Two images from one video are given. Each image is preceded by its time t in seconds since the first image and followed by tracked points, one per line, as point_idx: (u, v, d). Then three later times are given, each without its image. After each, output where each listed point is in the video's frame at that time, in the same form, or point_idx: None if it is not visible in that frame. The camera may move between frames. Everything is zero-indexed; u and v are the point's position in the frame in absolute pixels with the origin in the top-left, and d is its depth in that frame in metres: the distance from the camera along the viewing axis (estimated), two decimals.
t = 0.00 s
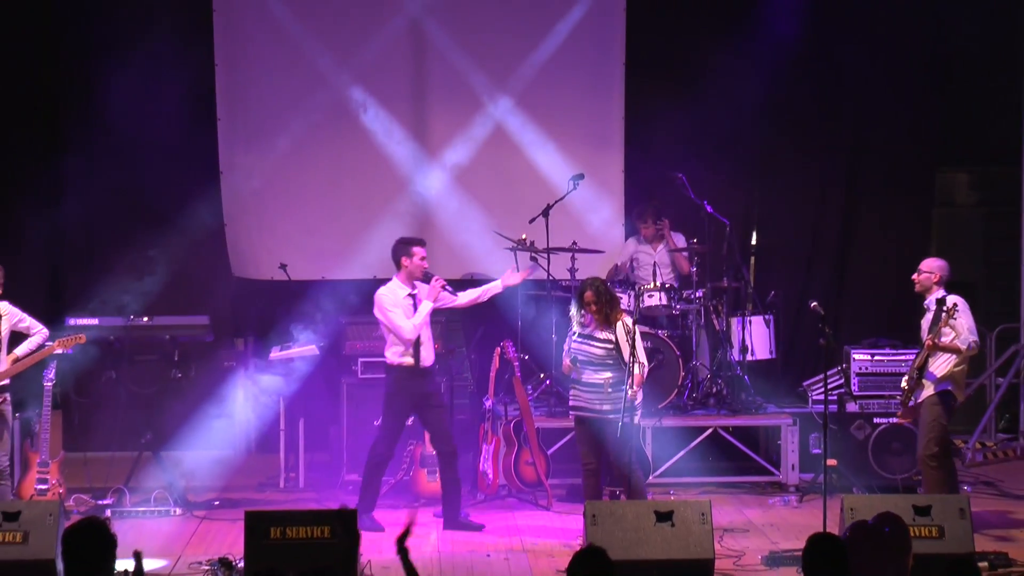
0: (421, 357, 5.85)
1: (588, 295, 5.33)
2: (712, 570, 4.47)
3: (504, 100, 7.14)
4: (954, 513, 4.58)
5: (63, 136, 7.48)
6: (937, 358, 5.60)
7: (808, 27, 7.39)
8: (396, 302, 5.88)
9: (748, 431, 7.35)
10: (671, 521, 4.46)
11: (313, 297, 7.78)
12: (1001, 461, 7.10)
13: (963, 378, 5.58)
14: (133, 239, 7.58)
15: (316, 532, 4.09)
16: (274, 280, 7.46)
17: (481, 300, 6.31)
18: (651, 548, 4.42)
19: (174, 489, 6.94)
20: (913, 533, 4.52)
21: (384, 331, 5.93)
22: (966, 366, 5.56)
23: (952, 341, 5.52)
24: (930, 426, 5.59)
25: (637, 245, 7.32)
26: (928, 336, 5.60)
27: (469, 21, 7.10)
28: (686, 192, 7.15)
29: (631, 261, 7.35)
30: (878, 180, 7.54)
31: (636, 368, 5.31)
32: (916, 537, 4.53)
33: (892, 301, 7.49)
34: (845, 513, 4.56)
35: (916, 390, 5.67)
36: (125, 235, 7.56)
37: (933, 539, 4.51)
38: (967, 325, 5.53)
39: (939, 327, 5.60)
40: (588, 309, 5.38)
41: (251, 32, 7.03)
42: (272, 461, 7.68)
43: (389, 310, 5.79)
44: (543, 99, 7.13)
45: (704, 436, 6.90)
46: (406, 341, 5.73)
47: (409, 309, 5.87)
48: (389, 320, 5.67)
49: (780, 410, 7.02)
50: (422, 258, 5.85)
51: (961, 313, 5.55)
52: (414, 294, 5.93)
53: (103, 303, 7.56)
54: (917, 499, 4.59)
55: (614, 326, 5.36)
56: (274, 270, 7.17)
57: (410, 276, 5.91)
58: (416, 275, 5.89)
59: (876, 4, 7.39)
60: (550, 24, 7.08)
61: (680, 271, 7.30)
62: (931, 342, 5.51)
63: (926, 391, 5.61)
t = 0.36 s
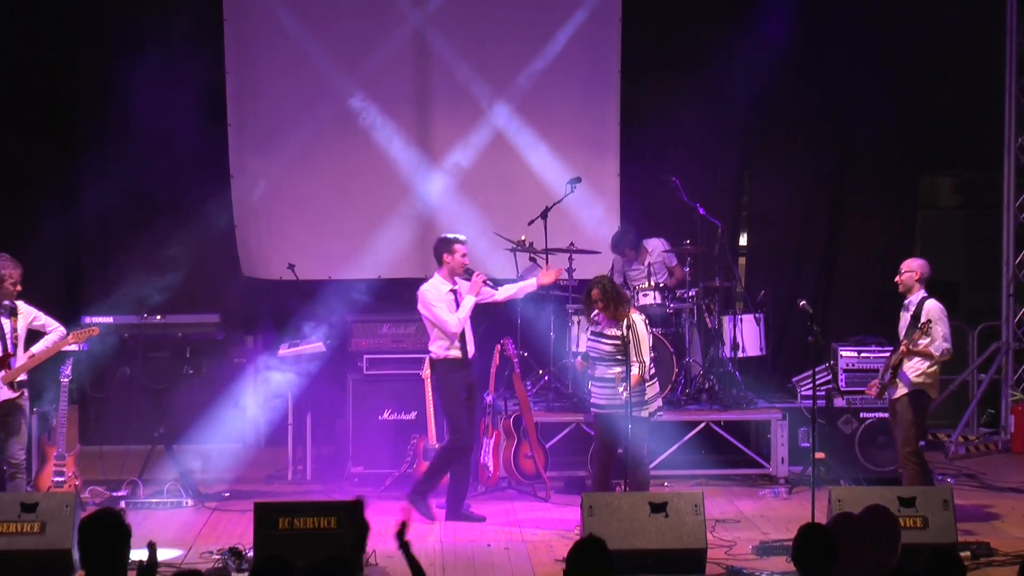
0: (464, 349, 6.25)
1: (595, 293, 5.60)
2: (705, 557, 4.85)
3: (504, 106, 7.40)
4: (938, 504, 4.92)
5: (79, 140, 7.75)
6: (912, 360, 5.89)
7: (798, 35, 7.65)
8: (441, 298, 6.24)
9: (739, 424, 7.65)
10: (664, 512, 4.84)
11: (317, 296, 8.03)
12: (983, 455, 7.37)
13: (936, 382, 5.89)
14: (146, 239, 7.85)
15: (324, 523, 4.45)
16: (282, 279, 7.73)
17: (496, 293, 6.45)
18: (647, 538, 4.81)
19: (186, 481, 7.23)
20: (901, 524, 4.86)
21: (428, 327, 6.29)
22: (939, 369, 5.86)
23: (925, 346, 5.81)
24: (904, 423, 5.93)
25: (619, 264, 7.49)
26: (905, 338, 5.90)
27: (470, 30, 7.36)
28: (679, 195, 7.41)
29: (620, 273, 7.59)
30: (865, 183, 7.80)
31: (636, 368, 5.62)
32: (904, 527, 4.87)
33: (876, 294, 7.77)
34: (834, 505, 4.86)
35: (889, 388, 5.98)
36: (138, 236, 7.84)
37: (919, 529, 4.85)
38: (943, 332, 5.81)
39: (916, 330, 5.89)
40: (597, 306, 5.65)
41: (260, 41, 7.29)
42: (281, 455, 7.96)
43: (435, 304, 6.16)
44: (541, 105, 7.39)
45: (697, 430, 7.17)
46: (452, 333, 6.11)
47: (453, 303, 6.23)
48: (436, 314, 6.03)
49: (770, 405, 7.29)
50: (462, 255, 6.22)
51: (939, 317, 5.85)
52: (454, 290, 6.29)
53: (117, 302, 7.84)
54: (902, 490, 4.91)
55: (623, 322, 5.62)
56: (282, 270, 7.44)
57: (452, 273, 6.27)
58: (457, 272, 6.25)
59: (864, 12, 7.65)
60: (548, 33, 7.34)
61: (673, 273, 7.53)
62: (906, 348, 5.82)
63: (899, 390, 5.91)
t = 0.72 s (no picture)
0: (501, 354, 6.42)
1: (600, 291, 5.87)
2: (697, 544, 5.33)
3: (504, 112, 7.67)
4: (921, 495, 5.33)
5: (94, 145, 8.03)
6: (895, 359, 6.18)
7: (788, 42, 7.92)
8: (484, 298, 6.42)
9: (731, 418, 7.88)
10: (658, 503, 5.32)
11: (323, 295, 8.32)
12: (966, 448, 7.65)
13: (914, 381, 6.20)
14: (158, 241, 8.14)
15: (330, 513, 4.92)
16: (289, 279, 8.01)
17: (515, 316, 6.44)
18: (641, 527, 5.31)
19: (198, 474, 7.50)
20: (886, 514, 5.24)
21: (467, 324, 6.43)
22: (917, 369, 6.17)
23: (909, 346, 6.08)
24: (886, 418, 6.24)
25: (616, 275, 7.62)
26: (887, 337, 6.20)
27: (471, 39, 7.64)
28: (673, 199, 7.68)
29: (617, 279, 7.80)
30: (852, 187, 8.08)
31: (634, 366, 5.88)
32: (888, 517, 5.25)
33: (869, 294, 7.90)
34: (822, 495, 5.21)
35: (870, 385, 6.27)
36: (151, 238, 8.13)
37: (903, 519, 5.25)
38: (926, 333, 6.12)
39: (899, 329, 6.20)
40: (601, 304, 5.92)
41: (270, 49, 7.57)
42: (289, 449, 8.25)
43: (481, 302, 6.32)
44: (540, 112, 7.67)
45: (690, 424, 7.42)
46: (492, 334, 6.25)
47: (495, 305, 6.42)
48: (478, 314, 6.17)
49: (761, 400, 7.57)
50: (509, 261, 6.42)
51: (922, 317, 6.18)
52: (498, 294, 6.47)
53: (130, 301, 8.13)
54: (887, 482, 5.28)
55: (625, 320, 5.89)
56: (290, 270, 7.71)
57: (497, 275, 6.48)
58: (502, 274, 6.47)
59: (852, 21, 7.92)
60: (546, 42, 7.61)
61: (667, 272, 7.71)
62: (890, 350, 6.07)
63: (880, 386, 6.22)
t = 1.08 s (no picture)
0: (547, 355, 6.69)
1: (599, 286, 6.17)
2: (690, 534, 5.63)
3: (504, 118, 7.96)
4: (908, 488, 5.60)
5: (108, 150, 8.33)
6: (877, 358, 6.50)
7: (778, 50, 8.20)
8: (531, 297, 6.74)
9: (723, 413, 8.16)
10: (653, 494, 5.64)
11: (329, 294, 8.60)
12: (950, 442, 7.93)
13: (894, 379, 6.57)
14: (172, 243, 8.46)
15: (336, 505, 5.22)
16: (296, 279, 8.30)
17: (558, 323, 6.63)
18: (636, 518, 5.61)
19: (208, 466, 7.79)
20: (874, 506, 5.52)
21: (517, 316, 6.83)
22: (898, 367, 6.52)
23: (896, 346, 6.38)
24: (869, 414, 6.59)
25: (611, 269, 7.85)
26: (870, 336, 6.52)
27: (472, 47, 7.92)
28: (667, 201, 7.97)
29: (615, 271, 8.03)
30: (840, 190, 8.36)
31: (631, 357, 6.18)
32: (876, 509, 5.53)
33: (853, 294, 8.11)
34: (810, 488, 5.52)
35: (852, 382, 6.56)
36: (165, 240, 8.45)
37: (889, 510, 5.51)
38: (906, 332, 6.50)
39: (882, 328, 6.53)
40: (600, 298, 6.22)
41: (279, 57, 7.85)
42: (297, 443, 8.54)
43: (523, 302, 6.66)
44: (538, 117, 7.95)
45: (683, 419, 7.72)
46: (523, 335, 6.59)
47: (535, 309, 6.67)
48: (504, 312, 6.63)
49: (752, 396, 7.85)
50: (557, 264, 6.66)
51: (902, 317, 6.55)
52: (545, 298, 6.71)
53: (144, 300, 8.43)
54: (874, 475, 5.57)
55: (625, 314, 6.18)
56: (298, 270, 8.00)
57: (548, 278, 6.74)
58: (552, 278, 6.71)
59: (840, 29, 8.19)
60: (544, 50, 7.90)
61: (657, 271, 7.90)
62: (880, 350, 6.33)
63: (864, 384, 6.52)
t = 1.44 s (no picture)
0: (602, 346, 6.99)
1: (598, 283, 6.38)
2: (683, 525, 5.94)
3: (504, 123, 8.23)
4: (893, 480, 5.96)
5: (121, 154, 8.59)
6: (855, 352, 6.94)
7: (768, 58, 8.46)
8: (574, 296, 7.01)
9: (717, 408, 8.42)
10: (648, 486, 5.94)
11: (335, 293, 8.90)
12: (935, 435, 8.22)
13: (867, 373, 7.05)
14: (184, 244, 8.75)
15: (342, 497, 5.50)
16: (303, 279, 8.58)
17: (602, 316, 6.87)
18: (632, 510, 5.91)
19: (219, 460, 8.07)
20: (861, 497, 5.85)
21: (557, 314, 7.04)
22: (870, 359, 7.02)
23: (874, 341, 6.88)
24: (847, 407, 6.97)
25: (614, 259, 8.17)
26: (848, 332, 6.94)
27: (473, 54, 8.20)
28: (662, 203, 8.26)
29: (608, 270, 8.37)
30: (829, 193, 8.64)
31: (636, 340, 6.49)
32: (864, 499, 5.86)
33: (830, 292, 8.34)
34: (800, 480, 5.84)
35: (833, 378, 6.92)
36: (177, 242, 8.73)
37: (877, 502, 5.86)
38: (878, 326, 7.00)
39: (859, 324, 6.97)
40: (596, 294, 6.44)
41: (286, 64, 8.13)
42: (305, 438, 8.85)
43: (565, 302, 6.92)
44: (538, 122, 8.21)
45: (677, 414, 7.99)
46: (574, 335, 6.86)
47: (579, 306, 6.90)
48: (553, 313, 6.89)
49: (744, 392, 8.13)
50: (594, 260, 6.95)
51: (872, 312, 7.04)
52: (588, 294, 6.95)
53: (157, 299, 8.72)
54: (861, 468, 5.92)
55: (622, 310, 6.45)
56: (305, 270, 8.29)
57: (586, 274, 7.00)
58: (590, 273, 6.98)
59: (828, 37, 8.45)
60: (543, 57, 8.16)
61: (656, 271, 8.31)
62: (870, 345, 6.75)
63: (848, 378, 6.92)
